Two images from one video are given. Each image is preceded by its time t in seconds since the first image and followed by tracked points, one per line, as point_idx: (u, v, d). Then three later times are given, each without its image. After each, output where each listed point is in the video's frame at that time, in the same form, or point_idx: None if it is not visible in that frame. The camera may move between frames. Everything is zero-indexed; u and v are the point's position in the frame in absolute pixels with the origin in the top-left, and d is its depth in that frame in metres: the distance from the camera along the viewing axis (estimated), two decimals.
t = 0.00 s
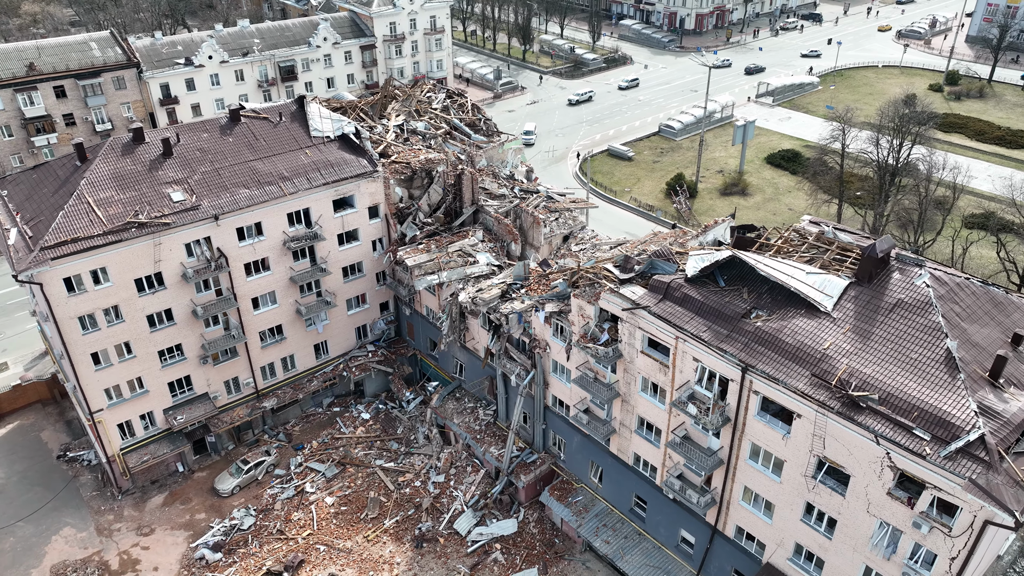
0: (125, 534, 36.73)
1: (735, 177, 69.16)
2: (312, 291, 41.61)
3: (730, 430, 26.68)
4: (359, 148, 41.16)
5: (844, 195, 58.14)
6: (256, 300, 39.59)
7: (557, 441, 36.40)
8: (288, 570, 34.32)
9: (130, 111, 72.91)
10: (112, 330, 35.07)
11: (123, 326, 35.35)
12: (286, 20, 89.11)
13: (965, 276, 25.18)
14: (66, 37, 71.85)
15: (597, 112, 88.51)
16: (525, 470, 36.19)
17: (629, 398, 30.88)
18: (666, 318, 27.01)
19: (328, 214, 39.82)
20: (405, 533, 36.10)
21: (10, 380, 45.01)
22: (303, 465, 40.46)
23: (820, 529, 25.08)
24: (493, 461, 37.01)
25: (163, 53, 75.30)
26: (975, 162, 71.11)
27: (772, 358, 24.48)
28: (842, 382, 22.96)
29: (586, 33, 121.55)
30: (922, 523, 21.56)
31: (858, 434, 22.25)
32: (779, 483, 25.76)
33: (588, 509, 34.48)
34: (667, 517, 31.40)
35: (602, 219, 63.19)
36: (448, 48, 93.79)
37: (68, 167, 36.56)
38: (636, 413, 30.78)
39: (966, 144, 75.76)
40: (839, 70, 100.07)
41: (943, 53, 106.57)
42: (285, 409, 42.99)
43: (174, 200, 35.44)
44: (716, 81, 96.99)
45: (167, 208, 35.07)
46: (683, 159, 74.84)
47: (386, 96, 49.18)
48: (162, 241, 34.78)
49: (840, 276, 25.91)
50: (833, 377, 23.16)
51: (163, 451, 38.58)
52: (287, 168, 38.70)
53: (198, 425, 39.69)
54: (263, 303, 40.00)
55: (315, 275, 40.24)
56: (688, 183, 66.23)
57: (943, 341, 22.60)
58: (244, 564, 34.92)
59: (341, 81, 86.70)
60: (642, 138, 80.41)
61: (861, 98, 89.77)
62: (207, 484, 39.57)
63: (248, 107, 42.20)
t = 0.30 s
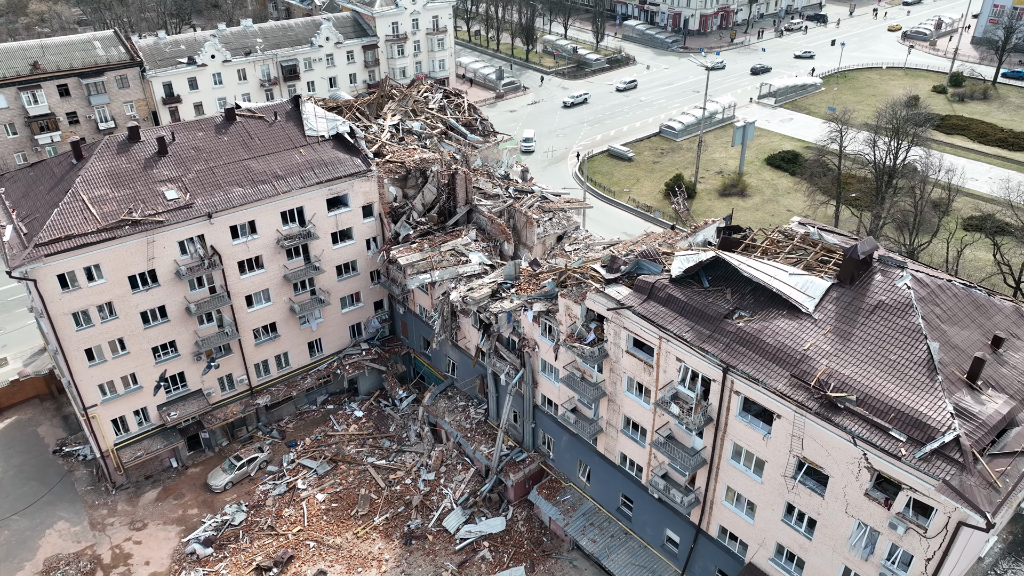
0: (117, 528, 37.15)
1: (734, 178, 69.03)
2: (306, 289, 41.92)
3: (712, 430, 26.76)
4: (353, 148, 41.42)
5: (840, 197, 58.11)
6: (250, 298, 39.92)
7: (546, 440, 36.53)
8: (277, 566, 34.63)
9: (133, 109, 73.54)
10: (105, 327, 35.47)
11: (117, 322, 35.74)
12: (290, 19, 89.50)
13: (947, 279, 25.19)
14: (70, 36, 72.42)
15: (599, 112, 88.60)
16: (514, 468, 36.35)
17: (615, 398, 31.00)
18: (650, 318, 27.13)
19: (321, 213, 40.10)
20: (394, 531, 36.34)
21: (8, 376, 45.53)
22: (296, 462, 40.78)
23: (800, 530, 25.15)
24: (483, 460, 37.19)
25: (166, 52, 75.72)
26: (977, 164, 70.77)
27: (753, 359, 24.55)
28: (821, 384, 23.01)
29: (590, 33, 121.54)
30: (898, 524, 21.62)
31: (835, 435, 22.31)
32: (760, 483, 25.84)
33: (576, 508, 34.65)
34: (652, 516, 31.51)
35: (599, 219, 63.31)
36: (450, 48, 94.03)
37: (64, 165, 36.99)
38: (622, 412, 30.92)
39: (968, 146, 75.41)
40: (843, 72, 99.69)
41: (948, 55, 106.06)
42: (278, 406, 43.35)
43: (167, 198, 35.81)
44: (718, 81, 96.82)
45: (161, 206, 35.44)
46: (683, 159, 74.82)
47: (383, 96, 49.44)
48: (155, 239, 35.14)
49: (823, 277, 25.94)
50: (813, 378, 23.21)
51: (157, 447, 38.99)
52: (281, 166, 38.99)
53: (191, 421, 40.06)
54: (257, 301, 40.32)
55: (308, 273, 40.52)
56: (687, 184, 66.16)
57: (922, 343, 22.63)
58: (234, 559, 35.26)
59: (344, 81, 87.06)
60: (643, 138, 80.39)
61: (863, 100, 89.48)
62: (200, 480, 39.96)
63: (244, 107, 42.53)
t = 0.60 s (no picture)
0: (109, 524, 37.53)
1: (732, 179, 69.00)
2: (299, 288, 42.21)
3: (694, 431, 26.88)
4: (345, 148, 41.66)
5: (835, 198, 58.01)
6: (242, 297, 40.24)
7: (534, 439, 36.69)
8: (266, 562, 34.93)
9: (134, 109, 74.10)
10: (97, 324, 35.84)
11: (109, 320, 36.11)
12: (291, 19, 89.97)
13: (927, 281, 25.27)
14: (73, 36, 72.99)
15: (598, 113, 88.71)
16: (502, 467, 36.56)
17: (600, 398, 31.14)
18: (632, 319, 27.28)
19: (314, 213, 40.38)
20: (382, 528, 36.59)
21: (5, 372, 45.99)
22: (287, 460, 41.08)
23: (779, 530, 25.24)
24: (472, 459, 37.41)
25: (166, 52, 76.14)
26: (976, 166, 70.55)
27: (732, 360, 24.68)
28: (798, 385, 23.12)
29: (592, 33, 121.61)
30: (873, 525, 21.72)
31: (811, 436, 22.42)
32: (739, 483, 25.95)
33: (563, 507, 34.83)
34: (636, 516, 31.66)
35: (594, 220, 63.50)
36: (451, 49, 94.28)
37: (59, 164, 37.40)
38: (606, 412, 31.08)
39: (967, 147, 75.18)
40: (844, 73, 99.45)
41: (951, 57, 105.69)
42: (271, 404, 43.69)
43: (160, 198, 36.16)
44: (719, 83, 96.73)
45: (153, 205, 35.79)
46: (681, 160, 74.85)
47: (377, 96, 49.73)
48: (147, 238, 35.49)
49: (803, 280, 26.03)
50: (790, 380, 23.33)
51: (149, 443, 39.36)
52: (273, 166, 39.29)
53: (184, 418, 40.40)
54: (249, 300, 40.65)
55: (300, 272, 40.81)
56: (684, 185, 66.14)
57: (900, 345, 22.71)
58: (224, 556, 35.59)
59: (344, 81, 87.44)
60: (642, 139, 80.46)
61: (864, 101, 89.27)
62: (192, 477, 40.30)
63: (238, 107, 42.82)
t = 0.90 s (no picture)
0: (101, 520, 37.89)
1: (729, 181, 69.04)
2: (291, 287, 42.49)
3: (674, 432, 27.02)
4: (338, 149, 41.95)
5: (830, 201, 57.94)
6: (234, 296, 40.55)
7: (522, 439, 36.87)
8: (254, 559, 35.22)
9: (134, 109, 74.60)
10: (89, 323, 36.20)
11: (101, 318, 36.46)
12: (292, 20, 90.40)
13: (906, 284, 25.34)
14: (74, 36, 73.53)
15: (597, 114, 88.81)
16: (490, 466, 36.75)
17: (585, 398, 31.31)
18: (614, 320, 27.44)
19: (306, 213, 40.65)
20: (370, 527, 36.83)
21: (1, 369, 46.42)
22: (278, 458, 41.37)
23: (758, 531, 25.37)
24: (460, 458, 37.64)
25: (167, 52, 76.61)
26: (974, 168, 70.39)
27: (711, 361, 24.80)
28: (775, 386, 23.24)
29: (593, 34, 121.71)
30: (847, 526, 21.84)
31: (787, 438, 22.55)
32: (719, 484, 26.08)
33: (549, 506, 35.05)
34: (620, 516, 31.83)
35: (590, 221, 63.64)
36: (451, 49, 94.50)
37: (53, 164, 37.80)
38: (591, 413, 31.24)
39: (966, 149, 74.99)
40: (845, 74, 99.25)
41: (952, 58, 105.37)
42: (263, 402, 44.00)
43: (152, 197, 36.48)
44: (718, 84, 96.69)
45: (145, 205, 36.12)
46: (679, 161, 74.89)
47: (372, 97, 50.00)
48: (139, 237, 35.82)
49: (783, 281, 26.13)
50: (767, 381, 23.44)
51: (141, 441, 39.68)
52: (265, 166, 39.58)
53: (176, 416, 40.72)
54: (241, 299, 40.97)
55: (292, 272, 41.11)
56: (680, 187, 66.12)
57: (876, 348, 22.82)
58: (213, 553, 35.88)
59: (344, 81, 87.79)
60: (640, 140, 80.57)
61: (864, 103, 89.08)
62: (184, 474, 40.62)
63: (232, 108, 43.14)
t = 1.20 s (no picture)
0: (91, 517, 38.21)
1: (724, 182, 69.11)
2: (282, 287, 42.75)
3: (655, 432, 27.17)
4: (329, 149, 42.18)
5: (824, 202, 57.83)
6: (225, 295, 40.84)
7: (509, 438, 37.07)
8: (242, 557, 35.49)
9: (133, 108, 74.98)
10: (80, 321, 36.50)
11: (91, 317, 36.76)
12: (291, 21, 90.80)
13: (884, 286, 25.42)
14: (74, 36, 73.94)
15: (594, 114, 88.98)
16: (476, 466, 36.96)
17: (568, 398, 31.47)
18: (595, 321, 27.60)
19: (296, 213, 40.91)
20: (358, 525, 37.09)
21: None
22: (268, 456, 41.65)
23: (735, 531, 25.50)
24: (447, 457, 37.88)
25: (166, 52, 77.04)
26: (970, 170, 70.24)
27: (689, 362, 24.94)
28: (751, 387, 23.37)
29: (593, 35, 121.78)
30: (821, 526, 21.97)
31: (761, 438, 22.69)
32: (698, 484, 26.23)
33: (535, 506, 35.26)
34: (604, 516, 31.97)
35: (583, 221, 63.76)
36: (450, 50, 94.69)
37: (45, 163, 38.14)
38: (575, 412, 31.40)
39: (963, 151, 74.83)
40: (843, 76, 99.07)
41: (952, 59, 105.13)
42: (255, 401, 44.28)
43: (142, 197, 36.76)
44: (717, 85, 96.68)
45: (135, 204, 36.38)
46: (675, 162, 74.99)
47: (365, 97, 50.25)
48: (129, 237, 36.10)
49: (763, 283, 26.24)
50: (743, 382, 23.56)
51: (132, 439, 39.98)
52: (256, 167, 39.82)
53: (167, 414, 41.01)
54: (232, 298, 41.25)
55: (282, 272, 41.37)
56: (675, 187, 66.19)
57: (851, 350, 22.93)
58: (201, 550, 36.16)
59: (342, 81, 88.12)
60: (637, 141, 80.72)
61: (862, 104, 88.92)
62: (175, 472, 40.92)
63: (224, 108, 43.43)
